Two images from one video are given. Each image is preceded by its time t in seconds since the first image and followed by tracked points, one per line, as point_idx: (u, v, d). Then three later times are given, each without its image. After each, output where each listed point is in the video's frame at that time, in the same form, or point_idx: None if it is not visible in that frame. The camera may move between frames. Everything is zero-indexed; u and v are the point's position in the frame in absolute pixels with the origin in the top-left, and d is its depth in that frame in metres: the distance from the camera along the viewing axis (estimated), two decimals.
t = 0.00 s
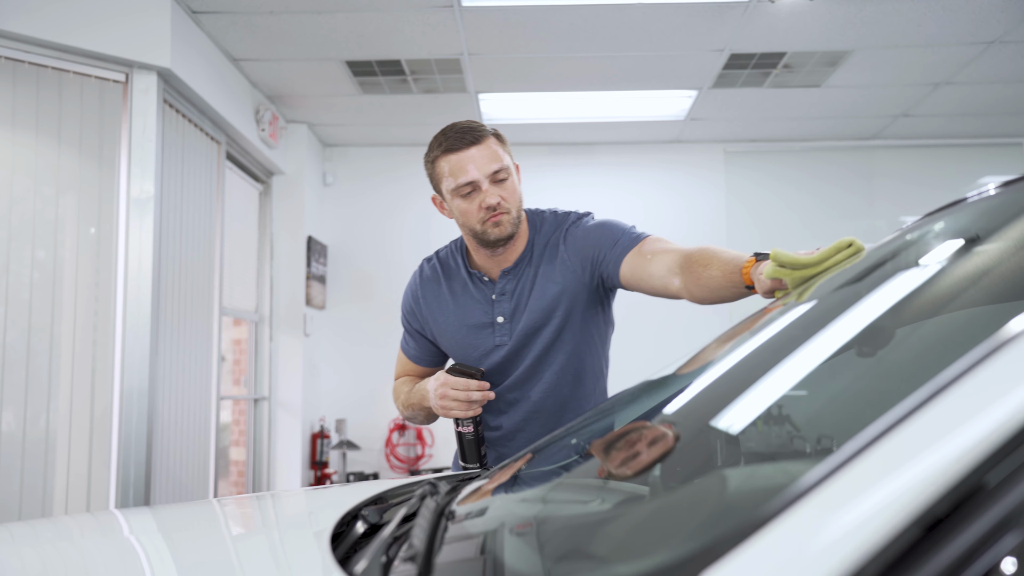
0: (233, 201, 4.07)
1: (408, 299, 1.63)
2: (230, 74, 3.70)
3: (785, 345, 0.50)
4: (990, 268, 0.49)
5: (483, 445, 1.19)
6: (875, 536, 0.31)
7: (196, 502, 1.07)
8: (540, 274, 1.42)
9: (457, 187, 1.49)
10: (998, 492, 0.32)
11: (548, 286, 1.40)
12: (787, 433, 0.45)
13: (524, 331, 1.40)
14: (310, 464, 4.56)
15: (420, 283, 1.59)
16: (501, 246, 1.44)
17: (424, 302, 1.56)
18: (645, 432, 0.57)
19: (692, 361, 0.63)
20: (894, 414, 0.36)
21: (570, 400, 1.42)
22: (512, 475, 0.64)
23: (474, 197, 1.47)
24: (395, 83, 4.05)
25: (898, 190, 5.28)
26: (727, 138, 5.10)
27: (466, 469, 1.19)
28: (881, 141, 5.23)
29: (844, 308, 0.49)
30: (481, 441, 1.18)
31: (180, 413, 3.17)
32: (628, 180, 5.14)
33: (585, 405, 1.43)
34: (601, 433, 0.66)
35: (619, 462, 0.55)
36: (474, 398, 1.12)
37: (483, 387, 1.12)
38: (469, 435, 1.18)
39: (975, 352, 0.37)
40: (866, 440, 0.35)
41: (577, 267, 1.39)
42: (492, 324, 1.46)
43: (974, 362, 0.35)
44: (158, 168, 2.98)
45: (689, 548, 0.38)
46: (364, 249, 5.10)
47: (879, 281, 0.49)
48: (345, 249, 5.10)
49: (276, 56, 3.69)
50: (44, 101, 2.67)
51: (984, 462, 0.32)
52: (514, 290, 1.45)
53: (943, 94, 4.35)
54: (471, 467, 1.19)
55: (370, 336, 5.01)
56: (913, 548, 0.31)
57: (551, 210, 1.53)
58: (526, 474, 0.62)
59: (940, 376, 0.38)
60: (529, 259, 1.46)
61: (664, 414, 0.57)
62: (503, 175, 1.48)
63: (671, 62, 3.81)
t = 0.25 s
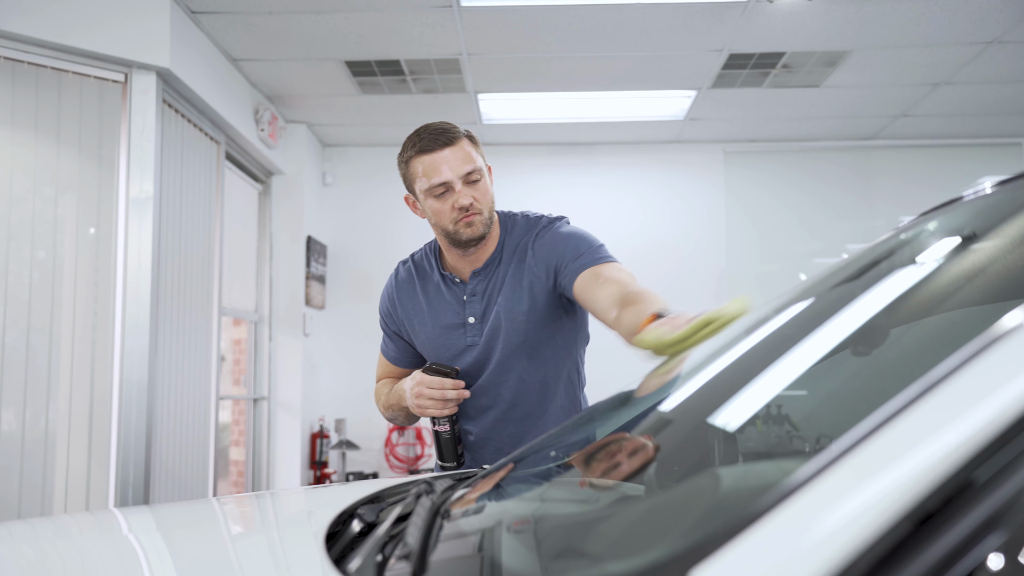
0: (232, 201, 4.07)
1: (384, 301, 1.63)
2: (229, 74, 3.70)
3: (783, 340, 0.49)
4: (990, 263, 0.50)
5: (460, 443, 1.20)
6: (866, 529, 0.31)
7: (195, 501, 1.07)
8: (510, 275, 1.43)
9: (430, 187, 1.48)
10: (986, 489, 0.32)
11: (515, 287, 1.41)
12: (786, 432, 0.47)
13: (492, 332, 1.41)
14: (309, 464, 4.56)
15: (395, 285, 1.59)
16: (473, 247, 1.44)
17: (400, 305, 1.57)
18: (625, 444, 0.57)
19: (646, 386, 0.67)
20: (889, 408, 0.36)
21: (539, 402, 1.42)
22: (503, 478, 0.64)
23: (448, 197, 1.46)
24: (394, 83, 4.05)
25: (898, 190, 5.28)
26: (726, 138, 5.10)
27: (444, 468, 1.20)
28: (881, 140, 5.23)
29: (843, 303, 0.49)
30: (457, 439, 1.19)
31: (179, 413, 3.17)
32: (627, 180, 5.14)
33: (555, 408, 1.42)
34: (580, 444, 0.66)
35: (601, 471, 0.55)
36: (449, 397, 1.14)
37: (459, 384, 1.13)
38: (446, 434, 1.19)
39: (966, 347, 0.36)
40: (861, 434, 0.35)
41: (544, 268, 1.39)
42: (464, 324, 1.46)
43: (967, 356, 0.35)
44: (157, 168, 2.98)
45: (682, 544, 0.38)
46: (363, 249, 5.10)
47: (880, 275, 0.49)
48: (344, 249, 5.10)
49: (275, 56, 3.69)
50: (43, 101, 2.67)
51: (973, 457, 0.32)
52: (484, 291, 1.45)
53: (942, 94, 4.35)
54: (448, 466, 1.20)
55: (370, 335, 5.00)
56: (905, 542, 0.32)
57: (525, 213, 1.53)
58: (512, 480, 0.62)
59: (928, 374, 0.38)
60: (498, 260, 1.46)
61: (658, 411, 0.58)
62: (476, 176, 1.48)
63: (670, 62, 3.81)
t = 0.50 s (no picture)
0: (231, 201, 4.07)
1: (378, 296, 1.63)
2: (228, 74, 3.70)
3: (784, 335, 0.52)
4: (988, 258, 0.49)
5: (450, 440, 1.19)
6: (860, 523, 0.31)
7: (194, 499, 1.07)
8: (503, 277, 1.43)
9: (427, 185, 1.46)
10: (977, 484, 0.32)
11: (508, 290, 1.41)
12: (785, 432, 0.45)
13: (482, 333, 1.41)
14: (308, 464, 4.56)
15: (388, 280, 1.59)
16: (467, 245, 1.44)
17: (393, 300, 1.57)
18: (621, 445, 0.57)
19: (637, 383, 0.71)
20: (883, 402, 0.36)
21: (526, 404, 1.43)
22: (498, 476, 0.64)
23: (445, 195, 1.45)
24: (393, 82, 4.05)
25: (896, 190, 5.28)
26: (725, 138, 5.10)
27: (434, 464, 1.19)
28: (879, 140, 5.23)
29: (841, 299, 0.51)
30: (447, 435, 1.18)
31: (177, 412, 3.18)
32: (626, 180, 5.14)
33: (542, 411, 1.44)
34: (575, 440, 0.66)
35: (597, 468, 0.55)
36: (439, 392, 1.15)
37: (447, 379, 1.15)
38: (435, 429, 1.18)
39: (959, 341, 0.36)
40: (855, 427, 0.35)
41: (538, 274, 1.37)
42: (455, 322, 1.46)
43: (961, 351, 0.35)
44: (155, 167, 2.98)
45: (674, 538, 0.38)
46: (363, 248, 5.10)
47: (876, 273, 0.52)
48: (344, 249, 5.10)
49: (274, 56, 3.69)
50: (42, 101, 2.67)
51: (963, 453, 0.32)
52: (476, 291, 1.46)
53: (940, 94, 4.36)
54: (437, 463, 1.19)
55: (369, 335, 5.00)
56: (895, 536, 0.32)
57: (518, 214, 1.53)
58: (508, 479, 0.62)
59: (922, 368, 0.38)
60: (490, 260, 1.47)
61: (654, 405, 0.61)
62: (474, 174, 1.46)
63: (669, 62, 3.81)
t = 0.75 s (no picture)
0: (230, 201, 4.07)
1: (376, 297, 1.61)
2: (227, 74, 3.70)
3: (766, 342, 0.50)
4: (983, 257, 0.50)
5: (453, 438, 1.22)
6: (845, 514, 0.32)
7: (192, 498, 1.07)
8: (510, 272, 1.44)
9: (432, 182, 1.49)
10: (956, 480, 0.32)
11: (516, 284, 1.42)
12: (784, 431, 0.46)
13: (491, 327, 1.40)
14: (307, 463, 4.56)
15: (387, 281, 1.58)
16: (471, 241, 1.45)
17: (393, 300, 1.56)
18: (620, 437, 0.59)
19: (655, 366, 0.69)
20: (869, 398, 0.36)
21: (535, 398, 1.42)
22: (495, 472, 0.65)
23: (449, 191, 1.47)
24: (391, 82, 4.05)
25: (894, 189, 5.29)
26: (724, 138, 5.10)
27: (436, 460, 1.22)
28: (877, 140, 5.24)
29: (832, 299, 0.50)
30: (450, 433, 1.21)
31: (176, 413, 3.17)
32: (625, 180, 5.15)
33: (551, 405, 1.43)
34: (573, 435, 0.67)
35: (597, 461, 0.57)
36: (446, 388, 1.14)
37: (455, 374, 1.14)
38: (439, 426, 1.21)
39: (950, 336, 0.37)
40: (842, 422, 0.35)
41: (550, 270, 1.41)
42: (459, 318, 1.45)
43: (953, 344, 0.35)
44: (154, 168, 2.98)
45: (665, 533, 0.38)
46: (362, 248, 5.11)
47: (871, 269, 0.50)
48: (342, 249, 5.10)
49: (272, 56, 3.69)
50: (40, 101, 2.66)
51: (945, 446, 0.32)
52: (481, 286, 1.45)
53: (939, 94, 4.36)
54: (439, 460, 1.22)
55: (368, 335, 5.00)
56: (884, 526, 0.32)
57: (520, 211, 1.54)
58: (502, 477, 0.62)
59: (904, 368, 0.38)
60: (494, 257, 1.47)
61: (651, 403, 0.60)
62: (478, 172, 1.49)
63: (667, 62, 3.82)
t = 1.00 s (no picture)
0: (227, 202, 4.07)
1: (364, 301, 1.60)
2: (224, 75, 3.70)
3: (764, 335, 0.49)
4: (973, 258, 0.50)
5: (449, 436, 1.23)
6: (827, 509, 0.31)
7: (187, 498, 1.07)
8: (500, 271, 1.45)
9: (424, 183, 1.49)
10: (932, 479, 0.31)
11: (507, 283, 1.43)
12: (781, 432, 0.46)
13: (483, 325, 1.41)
14: (305, 464, 4.57)
15: (376, 283, 1.58)
16: (461, 242, 1.45)
17: (381, 302, 1.55)
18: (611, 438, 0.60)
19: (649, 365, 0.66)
20: (853, 394, 0.36)
21: (527, 395, 1.42)
22: (486, 473, 0.65)
23: (440, 192, 1.47)
24: (389, 84, 4.05)
25: (892, 190, 5.29)
26: (722, 139, 5.11)
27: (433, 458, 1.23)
28: (875, 141, 5.24)
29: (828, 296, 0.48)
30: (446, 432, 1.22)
31: (173, 414, 3.17)
32: (623, 181, 5.15)
33: (543, 401, 1.43)
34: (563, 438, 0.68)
35: (587, 462, 0.58)
36: (445, 385, 1.14)
37: (455, 372, 1.14)
38: (436, 425, 1.21)
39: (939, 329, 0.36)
40: (827, 418, 0.35)
41: (540, 266, 1.43)
42: (449, 318, 1.45)
43: (942, 338, 0.35)
44: (151, 169, 2.98)
45: (652, 531, 0.38)
46: (360, 249, 5.11)
47: (864, 269, 0.49)
48: (341, 250, 5.10)
49: (269, 57, 3.69)
50: (37, 103, 2.66)
51: (926, 442, 0.32)
52: (471, 285, 1.46)
53: (936, 95, 4.37)
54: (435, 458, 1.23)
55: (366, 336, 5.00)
56: (865, 520, 0.31)
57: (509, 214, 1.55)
58: (492, 479, 0.62)
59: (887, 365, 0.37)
60: (484, 255, 1.48)
61: (645, 403, 0.59)
62: (468, 173, 1.49)
63: (665, 63, 3.82)
